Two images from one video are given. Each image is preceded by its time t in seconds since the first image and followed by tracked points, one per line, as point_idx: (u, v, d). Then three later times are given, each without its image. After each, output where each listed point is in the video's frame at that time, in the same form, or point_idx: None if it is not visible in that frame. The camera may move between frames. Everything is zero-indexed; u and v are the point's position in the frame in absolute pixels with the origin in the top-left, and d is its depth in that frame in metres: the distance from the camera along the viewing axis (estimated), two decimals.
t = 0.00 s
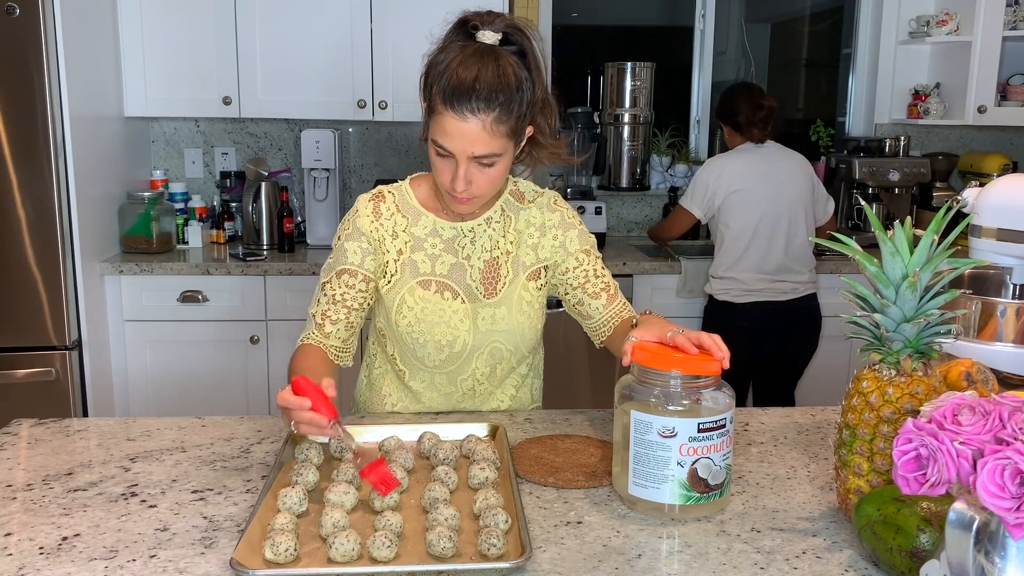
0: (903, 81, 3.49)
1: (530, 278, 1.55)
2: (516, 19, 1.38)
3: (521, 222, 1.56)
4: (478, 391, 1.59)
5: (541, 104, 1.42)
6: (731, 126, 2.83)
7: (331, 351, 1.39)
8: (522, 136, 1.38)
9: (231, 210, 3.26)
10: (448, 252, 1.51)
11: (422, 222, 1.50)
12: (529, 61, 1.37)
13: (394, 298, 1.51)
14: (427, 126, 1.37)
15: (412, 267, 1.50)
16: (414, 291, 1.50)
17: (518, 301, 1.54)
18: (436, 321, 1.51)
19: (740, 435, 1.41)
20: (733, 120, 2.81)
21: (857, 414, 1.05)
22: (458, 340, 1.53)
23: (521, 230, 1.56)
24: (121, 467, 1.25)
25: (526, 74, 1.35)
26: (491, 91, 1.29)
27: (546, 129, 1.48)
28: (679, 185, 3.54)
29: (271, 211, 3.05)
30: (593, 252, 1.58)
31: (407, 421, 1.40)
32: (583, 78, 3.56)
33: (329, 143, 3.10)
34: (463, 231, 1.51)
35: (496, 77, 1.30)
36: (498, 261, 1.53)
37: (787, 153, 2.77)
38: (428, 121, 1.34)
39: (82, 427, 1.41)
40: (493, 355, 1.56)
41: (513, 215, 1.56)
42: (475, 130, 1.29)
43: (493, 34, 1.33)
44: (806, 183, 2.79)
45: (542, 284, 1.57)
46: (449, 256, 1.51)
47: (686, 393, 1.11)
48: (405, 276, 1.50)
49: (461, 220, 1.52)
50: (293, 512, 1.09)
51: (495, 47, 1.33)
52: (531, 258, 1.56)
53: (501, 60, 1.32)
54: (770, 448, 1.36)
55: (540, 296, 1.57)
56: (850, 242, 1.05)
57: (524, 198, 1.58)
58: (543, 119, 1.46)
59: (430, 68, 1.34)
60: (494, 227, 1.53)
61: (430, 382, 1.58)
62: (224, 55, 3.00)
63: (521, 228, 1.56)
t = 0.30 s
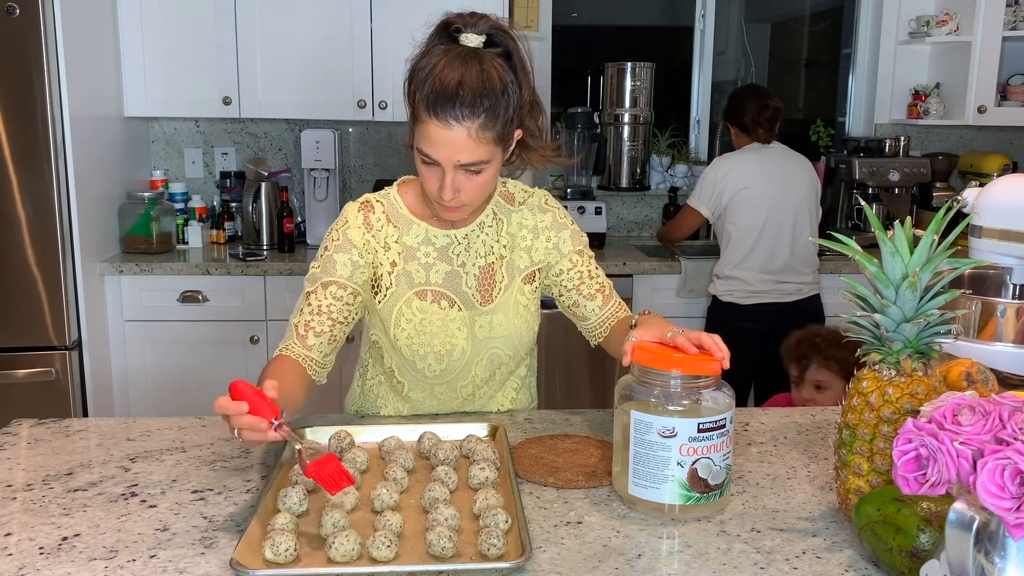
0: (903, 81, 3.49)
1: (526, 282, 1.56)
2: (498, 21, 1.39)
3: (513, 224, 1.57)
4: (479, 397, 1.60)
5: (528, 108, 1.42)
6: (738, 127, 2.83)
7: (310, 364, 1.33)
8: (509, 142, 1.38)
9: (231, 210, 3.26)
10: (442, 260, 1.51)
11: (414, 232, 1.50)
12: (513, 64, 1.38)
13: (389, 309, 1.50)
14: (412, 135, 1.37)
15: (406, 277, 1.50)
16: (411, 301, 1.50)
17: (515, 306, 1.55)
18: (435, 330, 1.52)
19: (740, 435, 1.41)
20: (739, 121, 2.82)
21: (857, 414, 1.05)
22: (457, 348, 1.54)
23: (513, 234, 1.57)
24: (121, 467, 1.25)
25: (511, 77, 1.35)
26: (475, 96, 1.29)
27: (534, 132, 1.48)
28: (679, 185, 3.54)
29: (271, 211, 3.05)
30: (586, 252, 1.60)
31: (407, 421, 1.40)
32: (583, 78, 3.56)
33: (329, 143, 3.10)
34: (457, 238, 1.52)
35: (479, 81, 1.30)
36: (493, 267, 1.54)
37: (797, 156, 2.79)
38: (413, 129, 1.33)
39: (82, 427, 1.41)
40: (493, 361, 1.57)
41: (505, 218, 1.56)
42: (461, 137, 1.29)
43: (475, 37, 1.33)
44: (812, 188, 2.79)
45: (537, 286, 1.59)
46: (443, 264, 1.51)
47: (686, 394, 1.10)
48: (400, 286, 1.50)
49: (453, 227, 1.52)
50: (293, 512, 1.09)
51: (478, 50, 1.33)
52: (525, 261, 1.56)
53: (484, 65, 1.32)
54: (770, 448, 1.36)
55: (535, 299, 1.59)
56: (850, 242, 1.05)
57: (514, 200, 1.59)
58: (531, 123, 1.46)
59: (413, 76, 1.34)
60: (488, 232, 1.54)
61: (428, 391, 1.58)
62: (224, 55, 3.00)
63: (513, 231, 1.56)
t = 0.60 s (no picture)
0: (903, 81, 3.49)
1: (521, 274, 1.56)
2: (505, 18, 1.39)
3: (509, 216, 1.57)
4: (477, 390, 1.59)
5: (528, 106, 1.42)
6: (739, 127, 2.85)
7: (304, 346, 1.36)
8: (508, 134, 1.38)
9: (231, 210, 3.26)
10: (437, 251, 1.52)
11: (410, 223, 1.51)
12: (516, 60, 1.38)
13: (385, 300, 1.51)
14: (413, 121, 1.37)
15: (401, 267, 1.51)
16: (406, 291, 1.51)
17: (510, 297, 1.55)
18: (430, 321, 1.52)
19: (740, 435, 1.41)
20: (741, 121, 2.82)
21: (857, 414, 1.04)
22: (453, 338, 1.54)
23: (508, 227, 1.57)
24: (121, 467, 1.25)
25: (514, 71, 1.35)
26: (479, 87, 1.29)
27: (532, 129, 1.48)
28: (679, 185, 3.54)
29: (271, 211, 3.05)
30: (581, 244, 1.59)
31: (407, 421, 1.40)
32: (583, 78, 3.56)
33: (329, 143, 3.10)
34: (451, 229, 1.52)
35: (484, 73, 1.30)
36: (488, 259, 1.54)
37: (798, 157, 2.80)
38: (415, 115, 1.33)
39: (82, 427, 1.41)
40: (489, 353, 1.56)
41: (500, 211, 1.56)
42: (463, 125, 1.29)
43: (482, 30, 1.34)
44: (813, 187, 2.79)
45: (533, 279, 1.58)
46: (438, 255, 1.52)
47: (685, 393, 1.11)
48: (395, 277, 1.51)
49: (447, 218, 1.52)
50: (293, 512, 1.09)
51: (484, 43, 1.34)
52: (520, 253, 1.56)
53: (490, 57, 1.33)
54: (770, 448, 1.36)
55: (532, 291, 1.58)
56: (850, 242, 1.05)
57: (510, 194, 1.59)
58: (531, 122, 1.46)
59: (419, 63, 1.34)
60: (483, 224, 1.54)
61: (427, 384, 1.58)
62: (224, 55, 3.00)
63: (509, 224, 1.57)
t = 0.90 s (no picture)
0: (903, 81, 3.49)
1: (510, 270, 1.55)
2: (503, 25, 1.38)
3: (499, 213, 1.57)
4: (465, 385, 1.59)
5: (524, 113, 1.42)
6: (734, 126, 2.82)
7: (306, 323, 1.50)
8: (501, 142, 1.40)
9: (231, 210, 3.25)
10: (423, 246, 1.52)
11: (397, 219, 1.52)
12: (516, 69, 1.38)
13: (371, 293, 1.53)
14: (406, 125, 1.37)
15: (387, 262, 1.52)
16: (391, 285, 1.52)
17: (498, 292, 1.55)
18: (414, 314, 1.52)
19: (740, 435, 1.41)
20: (736, 121, 2.80)
21: (857, 414, 1.05)
22: (437, 332, 1.54)
23: (498, 223, 1.56)
24: (121, 467, 1.25)
25: (509, 82, 1.35)
26: (474, 100, 1.29)
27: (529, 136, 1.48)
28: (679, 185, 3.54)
29: (271, 210, 3.05)
30: (572, 241, 1.58)
31: (407, 421, 1.40)
32: (583, 78, 3.56)
33: (329, 143, 3.10)
34: (437, 223, 1.53)
35: (479, 86, 1.30)
36: (476, 253, 1.54)
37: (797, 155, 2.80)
38: (408, 122, 1.34)
39: (82, 427, 1.41)
40: (475, 347, 1.56)
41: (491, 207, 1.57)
42: (455, 137, 1.30)
43: (479, 41, 1.33)
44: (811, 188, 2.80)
45: (523, 275, 1.57)
46: (424, 250, 1.52)
47: (686, 394, 1.11)
48: (380, 271, 1.52)
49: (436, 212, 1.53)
50: (293, 512, 1.09)
51: (481, 54, 1.33)
52: (510, 249, 1.56)
53: (486, 68, 1.32)
54: (770, 448, 1.36)
55: (521, 288, 1.57)
56: (850, 242, 1.05)
57: (501, 191, 1.59)
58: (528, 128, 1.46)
59: (414, 69, 1.33)
60: (471, 220, 1.54)
61: (415, 378, 1.58)
62: (224, 55, 3.00)
63: (499, 220, 1.56)
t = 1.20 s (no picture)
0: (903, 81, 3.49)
1: (513, 271, 1.55)
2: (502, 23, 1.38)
3: (502, 214, 1.57)
4: (468, 387, 1.59)
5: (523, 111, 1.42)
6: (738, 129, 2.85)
7: (318, 343, 1.46)
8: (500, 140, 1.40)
9: (231, 210, 3.25)
10: (427, 248, 1.53)
11: (400, 220, 1.53)
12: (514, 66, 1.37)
13: (375, 296, 1.52)
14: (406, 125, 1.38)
15: (391, 264, 1.52)
16: (395, 287, 1.52)
17: (501, 294, 1.55)
18: (418, 317, 1.52)
19: (740, 435, 1.41)
20: (740, 123, 2.82)
21: (857, 414, 1.04)
22: (441, 334, 1.53)
23: (501, 225, 1.56)
24: (121, 467, 1.25)
25: (506, 80, 1.35)
26: (470, 98, 1.30)
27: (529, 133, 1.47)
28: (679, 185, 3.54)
29: (271, 211, 3.05)
30: (575, 244, 1.58)
31: (406, 421, 1.40)
32: (583, 78, 3.56)
33: (329, 143, 3.10)
34: (440, 225, 1.52)
35: (475, 83, 1.31)
36: (480, 255, 1.54)
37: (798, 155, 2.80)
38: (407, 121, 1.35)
39: (82, 427, 1.41)
40: (480, 350, 1.56)
41: (495, 208, 1.57)
42: (452, 136, 1.30)
43: (477, 39, 1.33)
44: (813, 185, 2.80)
45: (526, 278, 1.57)
46: (428, 252, 1.53)
47: (685, 393, 1.11)
48: (384, 274, 1.52)
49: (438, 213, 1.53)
50: (293, 512, 1.09)
51: (478, 52, 1.33)
52: (513, 251, 1.56)
53: (483, 66, 1.32)
54: (770, 448, 1.36)
55: (523, 290, 1.57)
56: (850, 242, 1.05)
57: (504, 192, 1.58)
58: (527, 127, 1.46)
59: (413, 69, 1.34)
60: (474, 222, 1.54)
61: (418, 380, 1.58)
62: (224, 55, 3.00)
63: (502, 221, 1.57)
